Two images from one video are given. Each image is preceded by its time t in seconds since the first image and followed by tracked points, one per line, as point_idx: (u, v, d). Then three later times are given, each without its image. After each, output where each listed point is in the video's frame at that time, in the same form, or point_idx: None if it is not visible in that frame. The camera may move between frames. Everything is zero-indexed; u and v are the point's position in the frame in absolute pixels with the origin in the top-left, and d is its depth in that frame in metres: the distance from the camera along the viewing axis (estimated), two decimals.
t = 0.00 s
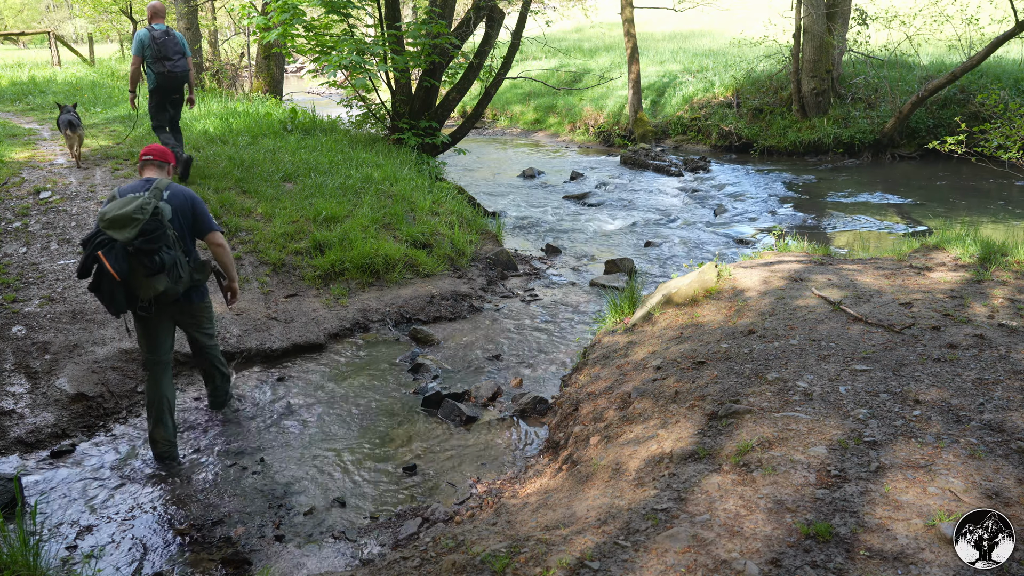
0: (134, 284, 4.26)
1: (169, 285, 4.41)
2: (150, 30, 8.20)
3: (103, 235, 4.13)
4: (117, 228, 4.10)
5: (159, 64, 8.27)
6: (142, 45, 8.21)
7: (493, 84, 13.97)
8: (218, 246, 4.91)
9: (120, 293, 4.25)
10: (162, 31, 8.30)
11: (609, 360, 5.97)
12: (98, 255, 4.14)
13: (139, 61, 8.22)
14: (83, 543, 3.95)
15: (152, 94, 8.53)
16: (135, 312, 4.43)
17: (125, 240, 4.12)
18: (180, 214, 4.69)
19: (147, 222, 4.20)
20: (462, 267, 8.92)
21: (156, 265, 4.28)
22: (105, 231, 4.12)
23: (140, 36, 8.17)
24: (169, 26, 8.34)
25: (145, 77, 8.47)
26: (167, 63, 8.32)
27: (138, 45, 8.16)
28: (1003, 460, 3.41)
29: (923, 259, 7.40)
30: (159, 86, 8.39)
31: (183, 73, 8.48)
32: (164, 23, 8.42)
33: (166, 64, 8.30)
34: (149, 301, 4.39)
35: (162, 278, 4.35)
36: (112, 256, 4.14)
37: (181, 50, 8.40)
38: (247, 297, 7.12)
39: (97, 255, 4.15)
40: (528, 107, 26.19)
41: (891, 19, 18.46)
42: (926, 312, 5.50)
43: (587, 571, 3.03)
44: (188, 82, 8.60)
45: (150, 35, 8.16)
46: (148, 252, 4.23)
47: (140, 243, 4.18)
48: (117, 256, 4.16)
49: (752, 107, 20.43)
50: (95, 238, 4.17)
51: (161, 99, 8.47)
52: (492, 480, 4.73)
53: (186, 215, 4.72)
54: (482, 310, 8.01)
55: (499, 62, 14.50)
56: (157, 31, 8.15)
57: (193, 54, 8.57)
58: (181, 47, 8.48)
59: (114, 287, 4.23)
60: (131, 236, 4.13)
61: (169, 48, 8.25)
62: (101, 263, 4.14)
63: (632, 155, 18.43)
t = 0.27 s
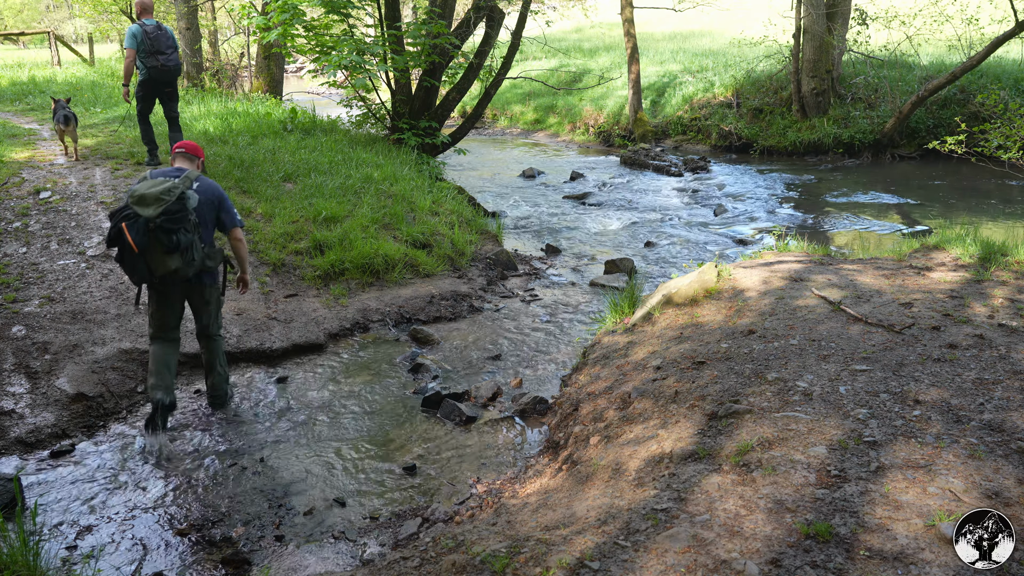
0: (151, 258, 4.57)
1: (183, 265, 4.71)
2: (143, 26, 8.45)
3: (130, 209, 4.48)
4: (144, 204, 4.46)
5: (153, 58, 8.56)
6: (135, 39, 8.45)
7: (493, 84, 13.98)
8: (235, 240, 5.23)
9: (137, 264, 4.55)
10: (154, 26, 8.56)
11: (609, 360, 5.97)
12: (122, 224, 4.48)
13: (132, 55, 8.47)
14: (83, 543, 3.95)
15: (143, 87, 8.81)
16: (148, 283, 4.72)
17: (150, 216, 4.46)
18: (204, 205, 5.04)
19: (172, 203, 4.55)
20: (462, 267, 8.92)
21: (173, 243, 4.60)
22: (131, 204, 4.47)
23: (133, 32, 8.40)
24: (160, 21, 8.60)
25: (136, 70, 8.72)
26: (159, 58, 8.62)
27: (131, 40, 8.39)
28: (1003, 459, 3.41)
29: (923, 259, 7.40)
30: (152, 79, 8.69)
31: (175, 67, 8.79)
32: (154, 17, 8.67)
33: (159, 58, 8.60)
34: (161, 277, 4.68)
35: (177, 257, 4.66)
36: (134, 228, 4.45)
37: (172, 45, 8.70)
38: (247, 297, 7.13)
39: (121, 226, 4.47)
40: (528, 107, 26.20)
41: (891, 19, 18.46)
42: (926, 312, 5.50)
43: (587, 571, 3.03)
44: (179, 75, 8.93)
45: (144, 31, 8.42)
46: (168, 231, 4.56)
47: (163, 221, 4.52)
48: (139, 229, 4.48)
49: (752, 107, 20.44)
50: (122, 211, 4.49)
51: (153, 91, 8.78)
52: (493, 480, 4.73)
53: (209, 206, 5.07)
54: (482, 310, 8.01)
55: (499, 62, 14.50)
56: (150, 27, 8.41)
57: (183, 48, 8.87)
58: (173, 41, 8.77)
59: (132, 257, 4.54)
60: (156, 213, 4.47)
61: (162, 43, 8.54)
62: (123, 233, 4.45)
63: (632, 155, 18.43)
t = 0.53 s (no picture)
0: (166, 232, 4.83)
1: (197, 242, 4.94)
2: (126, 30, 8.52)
3: (151, 187, 4.84)
4: (164, 182, 4.82)
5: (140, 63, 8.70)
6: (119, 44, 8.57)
7: (493, 85, 13.98)
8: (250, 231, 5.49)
9: (156, 239, 4.86)
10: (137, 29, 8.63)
11: (609, 360, 5.97)
12: (142, 201, 4.83)
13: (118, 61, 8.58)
14: (82, 543, 3.95)
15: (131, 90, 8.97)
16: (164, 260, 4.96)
17: (168, 193, 4.80)
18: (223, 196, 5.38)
19: (189, 182, 4.90)
20: (462, 267, 8.92)
21: (187, 219, 4.86)
22: (152, 183, 4.84)
23: (117, 37, 8.49)
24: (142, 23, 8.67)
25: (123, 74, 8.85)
26: (145, 60, 8.75)
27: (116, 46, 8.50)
28: (1003, 460, 3.41)
29: (923, 259, 7.40)
30: (140, 82, 8.84)
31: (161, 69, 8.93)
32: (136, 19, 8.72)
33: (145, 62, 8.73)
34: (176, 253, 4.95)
35: (191, 234, 4.90)
36: (154, 204, 4.80)
37: (157, 46, 8.80)
38: (247, 297, 7.13)
39: (142, 202, 4.82)
40: (528, 107, 26.21)
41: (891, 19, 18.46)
42: (926, 312, 5.50)
43: (587, 571, 3.03)
44: (165, 75, 9.06)
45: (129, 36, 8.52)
46: (184, 207, 4.85)
47: (181, 198, 4.85)
48: (158, 206, 4.82)
49: (752, 107, 20.44)
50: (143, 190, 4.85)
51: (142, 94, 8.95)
52: (492, 480, 4.73)
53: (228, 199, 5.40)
54: (482, 310, 8.01)
55: (499, 62, 14.49)
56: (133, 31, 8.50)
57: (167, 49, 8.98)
58: (157, 42, 8.86)
59: (151, 233, 4.85)
60: (174, 190, 4.82)
61: (147, 46, 8.65)
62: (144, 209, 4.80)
63: (632, 155, 18.43)
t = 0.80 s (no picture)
0: (167, 217, 4.96)
1: (197, 223, 5.06)
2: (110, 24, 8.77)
3: (148, 175, 4.99)
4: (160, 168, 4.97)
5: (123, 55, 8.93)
6: (105, 37, 8.84)
7: (493, 85, 13.98)
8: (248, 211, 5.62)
9: (157, 224, 4.99)
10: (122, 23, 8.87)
11: (609, 361, 5.97)
12: (141, 189, 4.98)
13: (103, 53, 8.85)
14: (82, 543, 3.95)
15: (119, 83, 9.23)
16: (168, 246, 5.08)
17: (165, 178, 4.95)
18: (220, 181, 5.52)
19: (184, 166, 5.04)
20: (462, 267, 8.92)
21: (185, 201, 4.99)
22: (150, 172, 5.00)
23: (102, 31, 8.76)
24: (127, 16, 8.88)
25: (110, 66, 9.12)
26: (129, 53, 8.97)
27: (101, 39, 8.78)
28: (1003, 459, 3.41)
29: (923, 259, 7.40)
30: (125, 75, 9.09)
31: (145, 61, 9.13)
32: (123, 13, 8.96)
33: (128, 54, 8.96)
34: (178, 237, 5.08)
35: (191, 215, 5.02)
36: (152, 190, 4.95)
37: (141, 39, 9.00)
38: (247, 297, 7.13)
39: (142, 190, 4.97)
40: (528, 107, 26.22)
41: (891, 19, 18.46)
42: (926, 312, 5.50)
43: (587, 571, 3.03)
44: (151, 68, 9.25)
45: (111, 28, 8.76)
46: (180, 190, 4.97)
47: (177, 181, 4.98)
48: (156, 191, 4.96)
49: (752, 107, 20.45)
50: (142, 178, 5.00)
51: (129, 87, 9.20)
52: (492, 480, 4.73)
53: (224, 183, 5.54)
54: (482, 310, 8.01)
55: (499, 62, 14.49)
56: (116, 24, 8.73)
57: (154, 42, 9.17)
58: (142, 36, 9.07)
59: (151, 219, 4.99)
60: (170, 175, 4.96)
61: (130, 39, 8.87)
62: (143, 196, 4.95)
63: (632, 155, 18.43)
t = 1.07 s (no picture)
0: (170, 180, 5.50)
1: (198, 185, 5.60)
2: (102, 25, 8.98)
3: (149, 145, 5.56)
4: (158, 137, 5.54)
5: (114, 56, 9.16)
6: (97, 38, 9.03)
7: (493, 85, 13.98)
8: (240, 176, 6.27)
9: (162, 188, 5.55)
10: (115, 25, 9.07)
11: (609, 361, 5.97)
12: (144, 158, 5.54)
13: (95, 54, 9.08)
14: (82, 543, 3.95)
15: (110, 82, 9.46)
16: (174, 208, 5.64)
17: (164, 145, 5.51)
18: (214, 149, 6.09)
19: (180, 134, 5.62)
20: (461, 267, 8.92)
21: (185, 164, 5.54)
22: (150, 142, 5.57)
23: (94, 32, 8.98)
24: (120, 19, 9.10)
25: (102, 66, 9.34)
26: (120, 54, 9.19)
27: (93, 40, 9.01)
28: (1003, 460, 3.41)
29: (923, 259, 7.40)
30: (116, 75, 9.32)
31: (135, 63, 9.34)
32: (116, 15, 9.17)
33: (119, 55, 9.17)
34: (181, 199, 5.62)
35: (191, 177, 5.55)
36: (153, 157, 5.51)
37: (133, 41, 9.22)
38: (247, 297, 7.13)
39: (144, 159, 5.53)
40: (528, 107, 26.22)
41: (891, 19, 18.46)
42: (926, 312, 5.50)
43: (586, 571, 3.03)
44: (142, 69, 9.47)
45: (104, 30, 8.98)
46: (179, 154, 5.53)
47: (176, 147, 5.54)
48: (157, 158, 5.53)
49: (752, 107, 20.45)
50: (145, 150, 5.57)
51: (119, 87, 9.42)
52: (492, 480, 4.73)
53: (217, 150, 6.10)
54: (482, 310, 8.01)
55: (499, 62, 14.48)
56: (108, 26, 8.95)
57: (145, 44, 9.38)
58: (134, 38, 9.28)
59: (156, 184, 5.54)
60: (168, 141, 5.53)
61: (121, 41, 9.08)
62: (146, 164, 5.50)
63: (632, 155, 18.43)
